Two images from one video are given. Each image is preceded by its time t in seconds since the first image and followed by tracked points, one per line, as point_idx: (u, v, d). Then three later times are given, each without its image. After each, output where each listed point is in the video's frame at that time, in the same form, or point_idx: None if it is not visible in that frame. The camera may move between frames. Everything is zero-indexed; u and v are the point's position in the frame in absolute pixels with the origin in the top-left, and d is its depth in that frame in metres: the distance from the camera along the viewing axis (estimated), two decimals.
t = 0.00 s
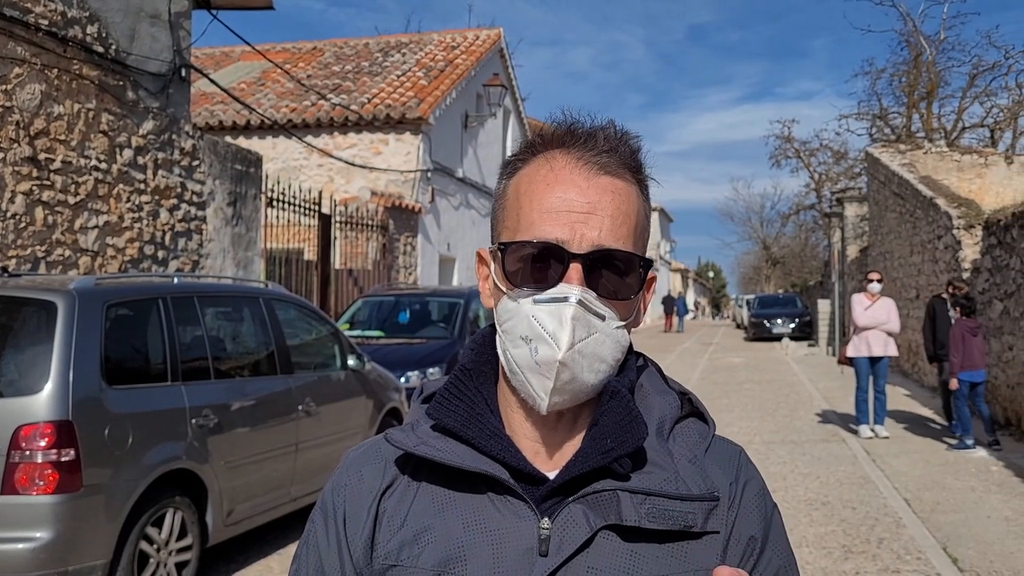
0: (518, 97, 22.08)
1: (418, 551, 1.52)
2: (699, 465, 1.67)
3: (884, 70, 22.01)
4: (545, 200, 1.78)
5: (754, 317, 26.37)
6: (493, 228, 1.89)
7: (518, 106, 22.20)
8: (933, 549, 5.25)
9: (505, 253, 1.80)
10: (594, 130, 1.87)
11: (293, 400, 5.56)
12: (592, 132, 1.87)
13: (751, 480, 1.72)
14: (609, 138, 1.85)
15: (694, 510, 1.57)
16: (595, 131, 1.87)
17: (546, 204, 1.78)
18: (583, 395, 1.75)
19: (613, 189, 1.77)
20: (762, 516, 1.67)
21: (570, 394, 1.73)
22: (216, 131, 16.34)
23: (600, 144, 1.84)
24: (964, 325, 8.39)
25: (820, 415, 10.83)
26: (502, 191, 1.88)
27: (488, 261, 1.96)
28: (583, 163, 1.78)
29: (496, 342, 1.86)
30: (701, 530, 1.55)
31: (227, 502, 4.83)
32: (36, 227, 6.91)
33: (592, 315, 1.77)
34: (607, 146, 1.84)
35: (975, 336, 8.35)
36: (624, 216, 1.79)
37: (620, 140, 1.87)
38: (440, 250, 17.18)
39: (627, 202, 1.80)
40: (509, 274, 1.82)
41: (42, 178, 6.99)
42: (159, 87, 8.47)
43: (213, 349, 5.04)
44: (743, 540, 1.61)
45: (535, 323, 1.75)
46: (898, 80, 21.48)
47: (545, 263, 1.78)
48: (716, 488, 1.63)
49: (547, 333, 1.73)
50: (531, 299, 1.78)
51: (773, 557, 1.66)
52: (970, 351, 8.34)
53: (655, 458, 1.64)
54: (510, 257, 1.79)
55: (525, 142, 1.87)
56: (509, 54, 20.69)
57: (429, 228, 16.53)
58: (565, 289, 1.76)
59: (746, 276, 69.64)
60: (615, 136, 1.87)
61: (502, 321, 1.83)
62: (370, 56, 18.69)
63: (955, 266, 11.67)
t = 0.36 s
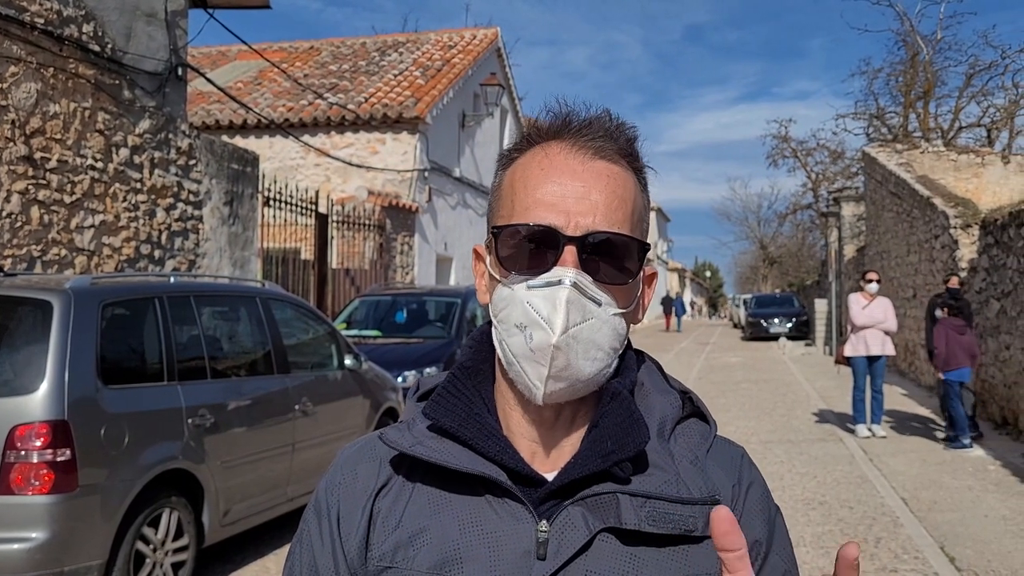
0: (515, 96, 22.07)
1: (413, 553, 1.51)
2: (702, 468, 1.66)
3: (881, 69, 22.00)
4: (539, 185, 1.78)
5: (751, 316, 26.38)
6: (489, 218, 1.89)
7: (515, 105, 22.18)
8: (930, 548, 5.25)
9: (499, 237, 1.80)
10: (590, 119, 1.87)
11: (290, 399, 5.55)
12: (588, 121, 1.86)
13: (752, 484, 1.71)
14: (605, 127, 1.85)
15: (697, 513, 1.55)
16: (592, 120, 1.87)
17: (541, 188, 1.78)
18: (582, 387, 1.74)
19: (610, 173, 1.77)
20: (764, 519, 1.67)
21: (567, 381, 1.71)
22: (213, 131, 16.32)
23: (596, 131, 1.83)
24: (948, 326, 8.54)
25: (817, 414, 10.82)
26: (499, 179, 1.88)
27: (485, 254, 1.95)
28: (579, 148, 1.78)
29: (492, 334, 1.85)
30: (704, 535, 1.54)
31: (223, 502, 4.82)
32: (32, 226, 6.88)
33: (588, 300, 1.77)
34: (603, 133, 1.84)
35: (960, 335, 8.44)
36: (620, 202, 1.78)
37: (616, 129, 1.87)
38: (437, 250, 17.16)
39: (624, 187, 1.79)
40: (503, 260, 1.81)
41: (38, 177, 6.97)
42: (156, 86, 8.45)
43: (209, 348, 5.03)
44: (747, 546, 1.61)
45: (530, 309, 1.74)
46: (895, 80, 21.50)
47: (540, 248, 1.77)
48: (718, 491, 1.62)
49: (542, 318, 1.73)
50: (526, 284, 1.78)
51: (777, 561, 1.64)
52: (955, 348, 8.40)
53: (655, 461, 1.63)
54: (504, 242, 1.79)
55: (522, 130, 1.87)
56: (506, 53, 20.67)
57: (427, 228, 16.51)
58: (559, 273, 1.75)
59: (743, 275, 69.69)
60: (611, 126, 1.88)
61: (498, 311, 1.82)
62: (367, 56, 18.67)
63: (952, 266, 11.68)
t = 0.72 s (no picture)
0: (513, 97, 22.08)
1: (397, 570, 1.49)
2: (697, 481, 1.66)
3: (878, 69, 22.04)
4: (533, 182, 1.76)
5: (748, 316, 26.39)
6: (479, 215, 1.87)
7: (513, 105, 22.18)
8: (927, 548, 5.25)
9: (490, 236, 1.79)
10: (586, 115, 1.86)
11: (286, 400, 5.54)
12: (584, 117, 1.86)
13: (751, 497, 1.72)
14: (603, 124, 1.85)
15: (692, 530, 1.55)
16: (587, 116, 1.86)
17: (535, 186, 1.76)
18: (573, 396, 1.73)
19: (607, 171, 1.76)
20: (763, 534, 1.67)
21: (560, 391, 1.71)
22: (210, 130, 16.31)
23: (594, 128, 1.83)
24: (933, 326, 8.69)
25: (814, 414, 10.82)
26: (490, 175, 1.87)
27: (473, 253, 1.94)
28: (575, 145, 1.77)
29: (480, 338, 1.83)
30: (699, 550, 1.53)
31: (218, 502, 4.81)
32: (28, 225, 6.86)
33: (583, 304, 1.75)
34: (601, 130, 1.83)
35: (942, 335, 8.58)
36: (618, 199, 1.78)
37: (614, 125, 1.86)
38: (434, 250, 17.16)
39: (621, 187, 1.78)
40: (494, 260, 1.80)
41: (33, 177, 6.95)
42: (152, 85, 8.44)
43: (205, 349, 5.01)
44: (748, 563, 1.61)
45: (521, 313, 1.73)
46: (892, 80, 21.52)
47: (533, 248, 1.76)
48: (715, 506, 1.62)
49: (535, 323, 1.71)
50: (517, 286, 1.76)
51: None
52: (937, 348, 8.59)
53: (650, 476, 1.63)
54: (496, 241, 1.78)
55: (515, 125, 1.86)
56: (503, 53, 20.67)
57: (424, 228, 16.50)
58: (552, 275, 1.74)
59: (740, 275, 69.75)
60: (609, 121, 1.87)
61: (486, 314, 1.80)
62: (364, 55, 18.65)
63: (949, 266, 11.69)
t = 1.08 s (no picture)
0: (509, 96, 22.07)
1: None
2: (688, 486, 1.65)
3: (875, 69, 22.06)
4: (516, 182, 1.76)
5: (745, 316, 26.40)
6: (463, 216, 1.87)
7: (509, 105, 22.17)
8: (923, 548, 5.26)
9: (474, 237, 1.78)
10: (567, 111, 1.86)
11: (282, 400, 5.53)
12: (565, 113, 1.85)
13: (743, 502, 1.71)
14: (583, 119, 1.85)
15: (683, 535, 1.54)
16: (568, 112, 1.86)
17: (518, 185, 1.75)
18: (562, 398, 1.72)
19: (589, 167, 1.75)
20: (756, 540, 1.66)
21: (548, 394, 1.70)
22: (206, 129, 16.28)
23: (574, 124, 1.83)
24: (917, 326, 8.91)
25: (810, 414, 10.82)
26: (472, 175, 1.86)
27: (457, 255, 1.94)
28: (555, 143, 1.77)
29: (467, 341, 1.83)
30: (691, 556, 1.53)
31: (214, 503, 4.80)
32: (22, 225, 6.84)
33: (570, 304, 1.75)
34: (583, 126, 1.82)
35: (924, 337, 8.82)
36: (602, 196, 1.77)
37: (595, 120, 1.86)
38: (431, 249, 17.14)
39: (605, 184, 1.77)
40: (478, 262, 1.80)
41: (28, 176, 6.93)
42: (148, 84, 8.42)
43: (201, 348, 5.00)
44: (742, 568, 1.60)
45: (507, 315, 1.73)
46: (888, 80, 21.54)
47: (517, 248, 1.75)
48: (706, 511, 1.62)
49: (520, 326, 1.71)
50: (501, 288, 1.76)
51: None
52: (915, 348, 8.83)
53: (641, 480, 1.62)
54: (479, 242, 1.78)
55: (495, 124, 1.86)
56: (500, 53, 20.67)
57: (420, 228, 16.49)
58: (538, 276, 1.74)
59: (737, 275, 69.85)
60: (591, 116, 1.87)
61: (471, 316, 1.80)
62: (361, 55, 18.62)
63: (945, 266, 11.71)
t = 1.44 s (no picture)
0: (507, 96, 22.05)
1: None
2: (695, 487, 1.65)
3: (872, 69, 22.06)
4: (509, 174, 1.76)
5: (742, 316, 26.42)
6: (457, 216, 1.87)
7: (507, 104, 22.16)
8: (921, 547, 5.26)
9: (471, 233, 1.78)
10: (555, 104, 1.87)
11: (280, 399, 5.52)
12: (553, 106, 1.86)
13: (751, 505, 1.70)
14: (571, 109, 1.86)
15: (690, 537, 1.53)
16: (556, 104, 1.86)
17: (512, 177, 1.76)
18: (571, 380, 1.71)
19: (581, 154, 1.76)
20: (764, 541, 1.65)
21: (558, 376, 1.69)
22: (204, 129, 16.26)
23: (563, 114, 1.84)
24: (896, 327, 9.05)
25: (808, 414, 10.83)
26: (464, 176, 1.87)
27: (454, 259, 1.93)
28: (545, 133, 1.78)
29: (470, 338, 1.81)
30: (698, 559, 1.52)
31: (212, 503, 4.79)
32: (19, 224, 6.82)
33: (574, 288, 1.75)
34: (571, 117, 1.83)
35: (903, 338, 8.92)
36: (595, 182, 1.78)
37: (584, 110, 1.87)
38: (428, 249, 17.13)
39: (597, 170, 1.78)
40: (477, 256, 1.79)
41: (25, 175, 6.91)
42: (145, 83, 8.40)
43: (198, 348, 4.99)
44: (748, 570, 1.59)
45: (512, 302, 1.72)
46: (886, 80, 21.55)
47: (516, 238, 1.75)
48: (713, 513, 1.61)
49: (525, 309, 1.71)
50: (503, 277, 1.75)
51: None
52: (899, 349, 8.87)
53: (646, 480, 1.62)
54: (476, 236, 1.77)
55: (482, 124, 1.87)
56: (498, 52, 20.66)
57: (418, 227, 16.47)
58: (540, 260, 1.74)
59: (735, 275, 69.92)
60: (579, 107, 1.88)
61: (474, 311, 1.78)
62: (358, 54, 18.60)
63: (943, 266, 11.72)
